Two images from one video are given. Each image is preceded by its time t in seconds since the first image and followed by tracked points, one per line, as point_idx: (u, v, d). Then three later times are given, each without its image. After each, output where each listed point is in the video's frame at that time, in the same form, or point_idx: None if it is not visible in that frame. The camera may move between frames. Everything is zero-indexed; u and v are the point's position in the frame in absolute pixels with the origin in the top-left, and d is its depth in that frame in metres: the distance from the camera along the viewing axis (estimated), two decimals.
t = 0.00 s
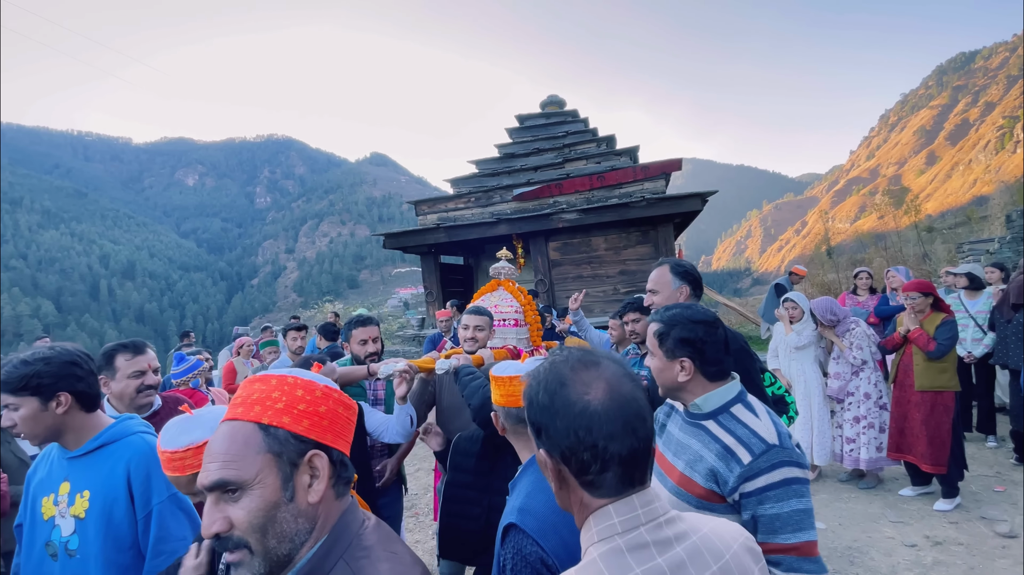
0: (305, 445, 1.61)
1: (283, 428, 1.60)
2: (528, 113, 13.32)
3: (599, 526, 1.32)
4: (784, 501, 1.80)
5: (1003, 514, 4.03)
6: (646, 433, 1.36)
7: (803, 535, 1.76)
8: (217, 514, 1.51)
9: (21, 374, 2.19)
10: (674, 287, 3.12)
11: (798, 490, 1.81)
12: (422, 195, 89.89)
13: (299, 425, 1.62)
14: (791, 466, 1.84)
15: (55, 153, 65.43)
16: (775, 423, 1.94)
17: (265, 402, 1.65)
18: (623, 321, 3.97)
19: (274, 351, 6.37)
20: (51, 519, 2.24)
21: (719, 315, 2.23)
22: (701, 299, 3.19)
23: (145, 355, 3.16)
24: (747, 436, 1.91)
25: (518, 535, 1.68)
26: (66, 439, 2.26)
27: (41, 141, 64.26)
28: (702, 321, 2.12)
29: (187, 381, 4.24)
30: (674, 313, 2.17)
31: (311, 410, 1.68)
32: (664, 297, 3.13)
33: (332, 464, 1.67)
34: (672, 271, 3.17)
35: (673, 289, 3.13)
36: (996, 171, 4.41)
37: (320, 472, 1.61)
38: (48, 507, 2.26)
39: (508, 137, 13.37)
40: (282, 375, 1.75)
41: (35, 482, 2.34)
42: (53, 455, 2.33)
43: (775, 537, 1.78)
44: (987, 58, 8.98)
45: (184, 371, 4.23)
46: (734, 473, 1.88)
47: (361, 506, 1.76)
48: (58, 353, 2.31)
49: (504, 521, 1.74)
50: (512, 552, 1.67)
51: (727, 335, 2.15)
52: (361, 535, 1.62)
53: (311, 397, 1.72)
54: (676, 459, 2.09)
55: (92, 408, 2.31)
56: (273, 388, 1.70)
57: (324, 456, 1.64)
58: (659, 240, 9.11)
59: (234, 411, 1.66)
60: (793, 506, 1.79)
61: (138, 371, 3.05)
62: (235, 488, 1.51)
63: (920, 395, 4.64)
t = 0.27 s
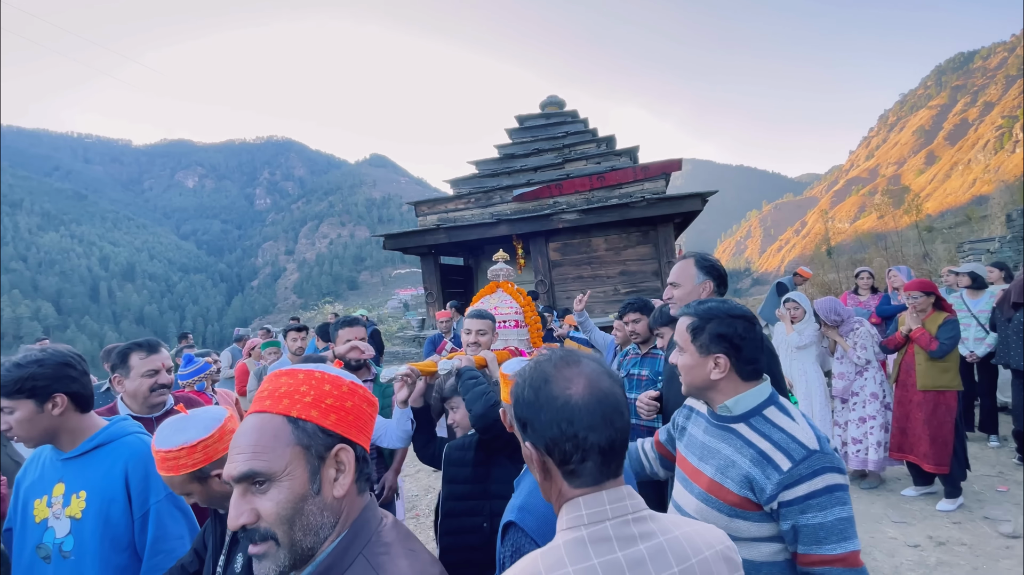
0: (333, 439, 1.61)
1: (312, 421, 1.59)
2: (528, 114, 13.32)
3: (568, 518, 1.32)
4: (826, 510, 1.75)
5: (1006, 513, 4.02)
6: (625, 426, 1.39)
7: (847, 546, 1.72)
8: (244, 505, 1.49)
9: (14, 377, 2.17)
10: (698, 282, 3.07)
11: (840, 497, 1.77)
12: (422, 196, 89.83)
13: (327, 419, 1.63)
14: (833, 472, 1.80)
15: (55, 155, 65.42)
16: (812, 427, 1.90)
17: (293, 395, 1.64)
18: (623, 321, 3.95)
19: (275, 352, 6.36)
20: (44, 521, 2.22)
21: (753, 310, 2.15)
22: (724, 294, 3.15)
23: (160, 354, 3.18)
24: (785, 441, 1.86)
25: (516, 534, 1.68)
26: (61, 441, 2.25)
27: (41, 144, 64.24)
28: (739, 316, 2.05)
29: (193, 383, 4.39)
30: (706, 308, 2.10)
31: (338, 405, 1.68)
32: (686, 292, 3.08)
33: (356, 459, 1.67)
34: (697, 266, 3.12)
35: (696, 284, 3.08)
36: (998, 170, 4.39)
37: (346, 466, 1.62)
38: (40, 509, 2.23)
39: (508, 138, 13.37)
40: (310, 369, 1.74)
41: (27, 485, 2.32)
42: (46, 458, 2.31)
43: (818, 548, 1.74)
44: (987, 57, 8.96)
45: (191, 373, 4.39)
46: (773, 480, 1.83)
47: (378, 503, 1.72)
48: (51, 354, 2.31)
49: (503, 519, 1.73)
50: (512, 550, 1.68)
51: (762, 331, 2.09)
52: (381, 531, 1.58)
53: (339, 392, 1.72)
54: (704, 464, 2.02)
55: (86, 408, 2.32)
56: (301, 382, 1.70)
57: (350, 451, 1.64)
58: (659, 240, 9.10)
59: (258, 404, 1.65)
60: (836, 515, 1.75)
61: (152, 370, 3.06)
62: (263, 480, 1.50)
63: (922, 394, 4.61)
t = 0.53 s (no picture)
0: (327, 434, 1.60)
1: (307, 413, 1.57)
2: (528, 114, 13.32)
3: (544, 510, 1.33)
4: (874, 515, 1.68)
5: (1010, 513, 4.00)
6: (599, 419, 1.40)
7: (898, 554, 1.64)
8: (234, 494, 1.48)
9: (14, 376, 2.15)
10: (712, 278, 3.03)
11: (891, 502, 1.69)
12: (422, 197, 89.85)
13: (322, 412, 1.61)
14: (881, 475, 1.72)
15: (55, 157, 65.47)
16: (854, 428, 1.83)
17: (291, 385, 1.62)
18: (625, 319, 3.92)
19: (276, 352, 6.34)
20: (38, 521, 2.20)
21: (775, 308, 2.13)
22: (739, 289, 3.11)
23: (174, 354, 3.20)
24: (823, 444, 1.81)
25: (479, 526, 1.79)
26: (57, 440, 2.23)
27: (42, 146, 64.28)
28: (758, 314, 2.04)
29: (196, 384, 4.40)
30: (725, 308, 2.09)
31: (334, 398, 1.66)
32: (699, 288, 3.04)
33: (348, 453, 1.66)
34: (712, 261, 3.08)
35: (712, 280, 3.05)
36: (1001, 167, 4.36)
37: (338, 461, 1.60)
38: (35, 507, 2.22)
39: (508, 138, 13.36)
40: (307, 361, 1.72)
41: (20, 483, 2.29)
42: (42, 457, 2.29)
43: (871, 558, 1.67)
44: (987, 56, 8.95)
45: (195, 374, 4.40)
46: (814, 488, 1.77)
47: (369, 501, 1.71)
48: (48, 354, 2.29)
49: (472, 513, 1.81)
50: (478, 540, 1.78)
51: (786, 327, 2.07)
52: (368, 527, 1.58)
53: (336, 385, 1.70)
54: (738, 473, 2.02)
55: (84, 408, 2.30)
56: (299, 371, 1.67)
57: (343, 445, 1.63)
58: (658, 240, 9.08)
59: (253, 392, 1.62)
60: (887, 523, 1.67)
61: (166, 370, 3.07)
62: (253, 467, 1.47)
63: (923, 394, 4.60)
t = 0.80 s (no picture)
0: (237, 469, 1.43)
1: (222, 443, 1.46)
2: (531, 115, 13.29)
3: (528, 531, 1.31)
4: (908, 532, 1.61)
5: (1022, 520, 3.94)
6: (593, 443, 1.34)
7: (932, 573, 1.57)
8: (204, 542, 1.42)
9: (16, 383, 2.13)
10: (740, 276, 2.97)
11: (926, 517, 1.61)
12: (426, 197, 89.98)
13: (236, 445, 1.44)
14: (913, 488, 1.65)
15: (63, 158, 65.89)
16: (884, 438, 1.76)
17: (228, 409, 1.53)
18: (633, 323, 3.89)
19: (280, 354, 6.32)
20: (35, 530, 2.18)
21: (804, 310, 2.09)
22: (768, 290, 3.03)
23: (189, 355, 3.21)
24: (850, 456, 1.76)
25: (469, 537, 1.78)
26: (56, 448, 2.22)
27: (49, 147, 64.73)
28: (788, 315, 2.02)
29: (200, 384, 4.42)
30: (753, 311, 2.07)
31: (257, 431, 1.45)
32: (726, 287, 2.99)
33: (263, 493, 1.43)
34: (740, 259, 3.01)
35: (739, 279, 2.98)
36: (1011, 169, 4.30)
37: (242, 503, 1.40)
38: (32, 516, 2.20)
39: (512, 139, 13.34)
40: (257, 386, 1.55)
41: (16, 491, 2.28)
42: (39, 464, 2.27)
43: None
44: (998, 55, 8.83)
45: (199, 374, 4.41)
46: (841, 501, 1.73)
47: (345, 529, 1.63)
48: (49, 360, 2.27)
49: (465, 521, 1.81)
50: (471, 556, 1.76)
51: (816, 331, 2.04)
52: (336, 557, 1.48)
53: (259, 416, 1.47)
54: (766, 486, 2.00)
55: (85, 415, 2.29)
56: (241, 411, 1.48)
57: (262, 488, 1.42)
58: (664, 242, 9.03)
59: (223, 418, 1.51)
60: (920, 540, 1.60)
61: (183, 371, 3.08)
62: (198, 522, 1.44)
63: (933, 398, 4.55)
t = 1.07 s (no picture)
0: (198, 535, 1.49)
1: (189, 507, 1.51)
2: (536, 119, 13.28)
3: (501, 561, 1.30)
4: (932, 546, 1.56)
5: None
6: (565, 481, 1.29)
7: None
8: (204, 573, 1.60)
9: (17, 396, 2.10)
10: (780, 297, 2.72)
11: (948, 533, 1.57)
12: (431, 200, 90.21)
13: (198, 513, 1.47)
14: (939, 503, 1.60)
15: (71, 160, 66.42)
16: (909, 451, 1.72)
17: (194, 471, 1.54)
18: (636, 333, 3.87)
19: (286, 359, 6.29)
20: (35, 544, 2.15)
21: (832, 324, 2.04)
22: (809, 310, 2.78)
23: (197, 361, 3.20)
24: (875, 468, 1.71)
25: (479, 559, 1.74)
26: (55, 462, 2.19)
27: (57, 150, 65.31)
28: (818, 328, 1.96)
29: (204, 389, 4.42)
30: (780, 323, 2.00)
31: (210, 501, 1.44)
32: (765, 305, 2.75)
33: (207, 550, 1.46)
34: (779, 275, 2.77)
35: (779, 297, 2.73)
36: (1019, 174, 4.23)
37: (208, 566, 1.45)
38: (31, 531, 2.17)
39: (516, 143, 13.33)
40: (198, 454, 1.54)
41: (14, 506, 2.24)
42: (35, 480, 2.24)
43: None
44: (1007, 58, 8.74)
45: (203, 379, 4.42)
46: (866, 515, 1.68)
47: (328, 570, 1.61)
48: (49, 371, 2.24)
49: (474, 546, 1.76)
50: None
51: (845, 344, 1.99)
52: None
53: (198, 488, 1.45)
54: (788, 500, 1.95)
55: (84, 429, 2.26)
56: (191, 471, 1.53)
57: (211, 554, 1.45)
58: (669, 246, 8.96)
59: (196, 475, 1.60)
60: (944, 555, 1.56)
61: (190, 377, 3.06)
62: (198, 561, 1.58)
63: (944, 408, 4.49)
